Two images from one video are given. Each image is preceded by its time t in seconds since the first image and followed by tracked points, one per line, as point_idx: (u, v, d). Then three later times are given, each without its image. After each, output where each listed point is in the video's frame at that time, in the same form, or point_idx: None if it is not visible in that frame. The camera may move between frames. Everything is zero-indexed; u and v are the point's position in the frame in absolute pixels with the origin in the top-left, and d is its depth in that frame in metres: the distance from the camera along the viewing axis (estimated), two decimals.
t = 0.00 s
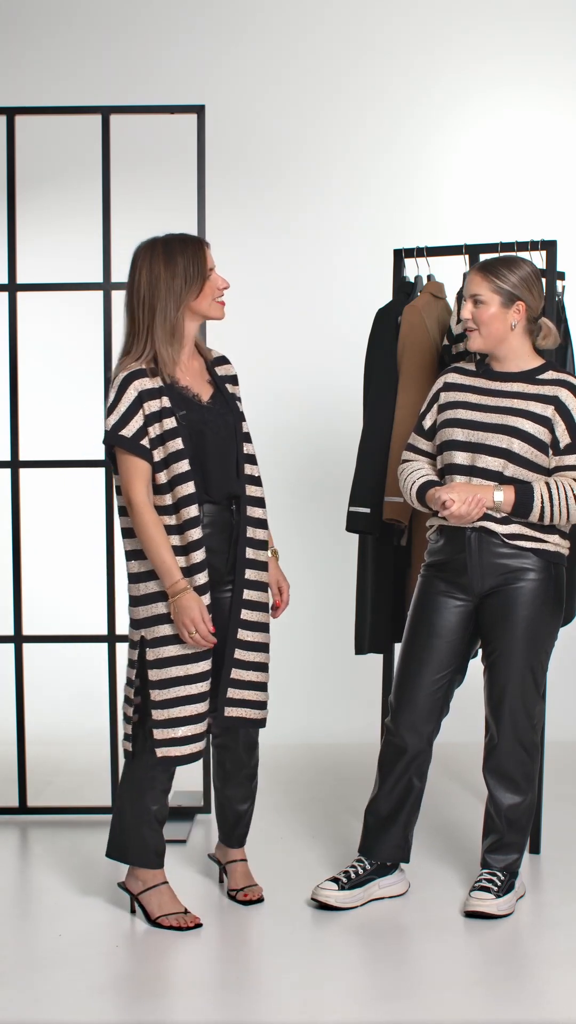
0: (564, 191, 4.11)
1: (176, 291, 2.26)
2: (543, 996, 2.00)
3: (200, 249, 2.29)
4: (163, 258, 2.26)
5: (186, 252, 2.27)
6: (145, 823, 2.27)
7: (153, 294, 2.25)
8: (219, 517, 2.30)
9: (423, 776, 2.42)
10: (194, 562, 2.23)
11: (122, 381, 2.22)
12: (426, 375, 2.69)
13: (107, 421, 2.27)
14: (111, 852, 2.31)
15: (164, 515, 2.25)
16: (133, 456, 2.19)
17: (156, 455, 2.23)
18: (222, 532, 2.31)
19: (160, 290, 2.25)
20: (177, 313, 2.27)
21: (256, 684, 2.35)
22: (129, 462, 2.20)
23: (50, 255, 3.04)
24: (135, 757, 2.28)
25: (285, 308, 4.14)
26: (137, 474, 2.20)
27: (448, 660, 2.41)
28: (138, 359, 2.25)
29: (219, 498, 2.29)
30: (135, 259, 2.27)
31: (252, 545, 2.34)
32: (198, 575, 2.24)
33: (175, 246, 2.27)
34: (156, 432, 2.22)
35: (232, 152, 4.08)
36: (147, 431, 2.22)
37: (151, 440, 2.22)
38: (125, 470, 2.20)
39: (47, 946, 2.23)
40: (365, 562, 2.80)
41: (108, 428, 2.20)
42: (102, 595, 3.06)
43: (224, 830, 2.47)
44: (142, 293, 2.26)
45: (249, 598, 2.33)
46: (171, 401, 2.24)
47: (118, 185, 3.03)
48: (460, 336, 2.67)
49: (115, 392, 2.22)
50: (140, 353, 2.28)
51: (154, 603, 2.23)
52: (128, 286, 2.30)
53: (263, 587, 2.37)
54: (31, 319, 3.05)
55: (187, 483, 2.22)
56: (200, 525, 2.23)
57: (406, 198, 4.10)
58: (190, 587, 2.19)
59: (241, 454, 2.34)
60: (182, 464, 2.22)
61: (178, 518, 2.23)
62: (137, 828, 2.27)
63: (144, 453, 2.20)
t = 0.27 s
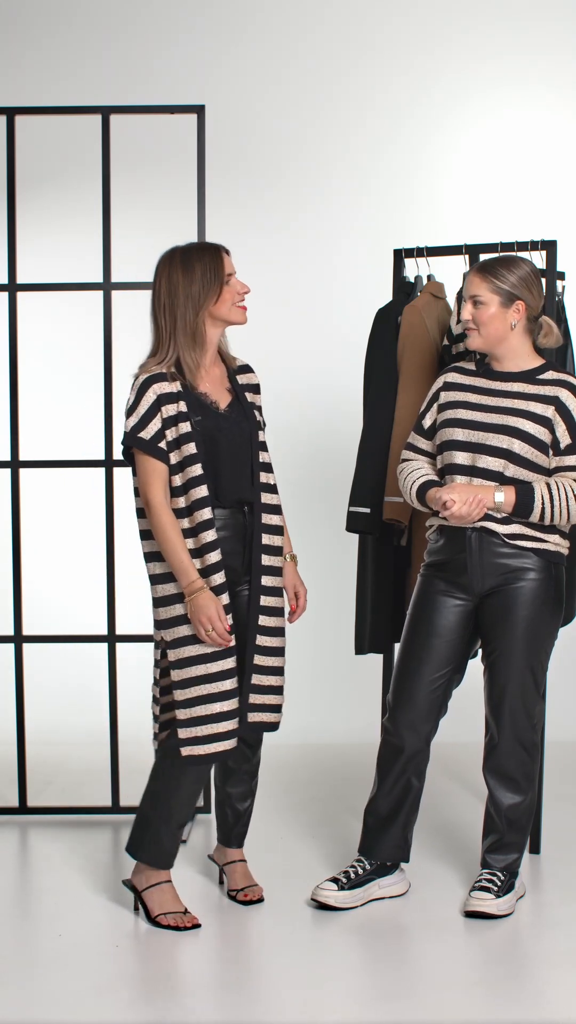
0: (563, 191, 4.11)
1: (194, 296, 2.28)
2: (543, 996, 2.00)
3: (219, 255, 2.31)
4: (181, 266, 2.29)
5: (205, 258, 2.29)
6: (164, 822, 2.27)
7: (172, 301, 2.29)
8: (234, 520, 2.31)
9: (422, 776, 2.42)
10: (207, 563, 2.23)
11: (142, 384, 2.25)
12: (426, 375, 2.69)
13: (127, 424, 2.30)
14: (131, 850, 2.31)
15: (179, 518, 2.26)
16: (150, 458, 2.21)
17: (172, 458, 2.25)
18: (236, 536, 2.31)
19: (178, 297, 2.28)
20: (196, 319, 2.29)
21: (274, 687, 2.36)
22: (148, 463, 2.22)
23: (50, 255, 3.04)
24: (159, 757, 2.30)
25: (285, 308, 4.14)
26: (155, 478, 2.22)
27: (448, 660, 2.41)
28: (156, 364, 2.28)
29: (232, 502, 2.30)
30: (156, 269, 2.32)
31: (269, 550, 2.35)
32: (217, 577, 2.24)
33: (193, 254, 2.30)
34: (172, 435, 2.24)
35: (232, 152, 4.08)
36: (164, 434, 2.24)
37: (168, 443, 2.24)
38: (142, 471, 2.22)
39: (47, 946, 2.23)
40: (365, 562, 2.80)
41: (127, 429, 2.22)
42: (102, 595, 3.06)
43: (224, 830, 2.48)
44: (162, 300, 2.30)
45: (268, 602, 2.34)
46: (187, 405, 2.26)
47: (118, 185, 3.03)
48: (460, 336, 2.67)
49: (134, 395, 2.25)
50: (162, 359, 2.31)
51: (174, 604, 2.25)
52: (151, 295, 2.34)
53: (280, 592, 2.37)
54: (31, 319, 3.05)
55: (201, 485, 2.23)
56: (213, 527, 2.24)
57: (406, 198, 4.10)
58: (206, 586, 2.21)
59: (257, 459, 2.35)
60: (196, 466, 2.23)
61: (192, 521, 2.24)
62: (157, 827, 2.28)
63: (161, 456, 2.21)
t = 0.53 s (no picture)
0: (563, 191, 4.11)
1: (205, 296, 2.31)
2: (544, 996, 2.00)
3: (233, 258, 2.33)
4: (196, 268, 2.33)
5: (218, 261, 2.32)
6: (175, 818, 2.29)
7: (185, 302, 2.33)
8: (236, 520, 2.32)
9: (418, 775, 2.42)
10: (203, 558, 2.24)
11: (151, 379, 2.28)
12: (427, 376, 2.69)
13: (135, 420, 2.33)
14: (146, 850, 2.33)
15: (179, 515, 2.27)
16: (155, 453, 2.24)
17: (176, 454, 2.28)
18: (239, 536, 2.32)
19: (191, 298, 2.32)
20: (206, 320, 2.32)
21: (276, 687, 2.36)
22: (150, 461, 2.25)
23: (50, 255, 3.04)
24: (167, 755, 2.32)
25: (285, 307, 4.14)
26: (157, 475, 2.24)
27: (449, 660, 2.41)
28: (166, 364, 2.31)
29: (234, 501, 2.31)
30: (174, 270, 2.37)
31: (278, 552, 2.35)
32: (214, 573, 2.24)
33: (208, 256, 2.34)
34: (177, 432, 2.27)
35: (231, 152, 4.08)
36: (169, 430, 2.26)
37: (172, 440, 2.26)
38: (145, 470, 2.25)
39: (48, 946, 2.23)
40: (365, 562, 2.80)
41: (133, 425, 2.26)
42: (103, 595, 3.06)
43: (225, 830, 2.48)
44: (177, 301, 2.34)
45: (277, 603, 2.36)
46: (194, 403, 2.28)
47: (118, 185, 3.03)
48: (461, 336, 2.67)
49: (143, 391, 2.28)
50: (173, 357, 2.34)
51: (176, 601, 2.27)
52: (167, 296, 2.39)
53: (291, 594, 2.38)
54: (31, 319, 3.05)
55: (202, 484, 2.24)
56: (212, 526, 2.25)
57: (406, 198, 4.10)
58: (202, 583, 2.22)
59: (264, 460, 2.35)
60: (197, 464, 2.24)
61: (192, 517, 2.25)
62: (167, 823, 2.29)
63: (164, 451, 2.24)
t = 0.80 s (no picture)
0: (563, 191, 4.11)
1: (207, 295, 2.35)
2: (544, 997, 2.00)
3: (237, 259, 2.35)
4: (201, 267, 2.37)
5: (221, 261, 2.35)
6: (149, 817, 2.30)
7: (189, 300, 2.37)
8: (236, 521, 2.33)
9: (426, 777, 2.42)
10: (192, 555, 2.28)
11: (154, 378, 2.34)
12: (427, 375, 2.69)
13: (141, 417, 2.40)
14: (128, 851, 2.33)
15: (175, 512, 2.33)
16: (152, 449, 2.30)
17: (173, 453, 2.33)
18: (237, 536, 2.33)
19: (194, 296, 2.36)
20: (208, 320, 2.36)
21: (265, 686, 2.36)
22: (149, 458, 2.32)
23: (50, 256, 3.04)
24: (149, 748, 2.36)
25: (285, 307, 4.14)
26: (155, 472, 2.32)
27: (451, 660, 2.41)
28: (168, 360, 2.36)
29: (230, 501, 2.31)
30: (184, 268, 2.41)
31: (276, 552, 2.35)
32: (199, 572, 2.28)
33: (214, 255, 2.37)
34: (174, 431, 2.31)
35: (231, 152, 4.08)
36: (167, 428, 2.31)
37: (170, 438, 2.31)
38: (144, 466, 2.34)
39: (47, 946, 2.23)
40: (365, 562, 2.80)
41: (134, 420, 2.32)
42: (103, 594, 3.06)
43: (225, 830, 2.48)
44: (183, 299, 2.39)
45: (272, 604, 2.36)
46: (193, 401, 2.31)
47: (118, 186, 3.03)
48: (460, 336, 2.69)
49: (146, 388, 2.34)
50: (176, 354, 2.38)
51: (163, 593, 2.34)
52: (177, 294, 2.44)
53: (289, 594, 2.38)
54: (31, 319, 3.05)
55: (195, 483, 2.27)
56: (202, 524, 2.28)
57: (406, 198, 4.10)
58: (185, 578, 2.28)
59: (266, 460, 2.34)
60: (191, 462, 2.28)
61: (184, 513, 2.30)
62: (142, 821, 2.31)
63: (161, 449, 2.30)
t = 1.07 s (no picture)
0: (563, 191, 4.11)
1: (206, 295, 2.36)
2: (544, 997, 1.99)
3: (233, 259, 2.35)
4: (202, 267, 2.39)
5: (218, 261, 2.36)
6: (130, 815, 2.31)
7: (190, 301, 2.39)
8: (234, 522, 2.33)
9: (418, 775, 2.40)
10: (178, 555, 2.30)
11: (155, 377, 2.35)
12: (427, 376, 2.69)
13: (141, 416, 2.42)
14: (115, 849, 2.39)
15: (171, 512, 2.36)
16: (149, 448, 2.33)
17: (170, 453, 2.34)
18: (234, 538, 2.33)
19: (194, 297, 2.38)
20: (206, 320, 2.37)
21: (255, 686, 2.36)
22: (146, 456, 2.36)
23: (50, 256, 3.04)
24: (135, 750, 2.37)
25: (285, 307, 4.14)
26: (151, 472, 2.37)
27: (450, 659, 2.41)
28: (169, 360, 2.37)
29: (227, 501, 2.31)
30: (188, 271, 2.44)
31: (271, 553, 2.35)
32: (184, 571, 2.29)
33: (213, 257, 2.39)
34: (172, 431, 2.33)
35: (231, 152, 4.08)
36: (165, 428, 2.33)
37: (167, 438, 2.33)
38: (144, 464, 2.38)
39: (47, 946, 2.23)
40: (365, 562, 2.80)
41: (133, 419, 2.35)
42: (103, 594, 3.06)
43: (225, 829, 2.48)
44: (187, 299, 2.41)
45: (265, 605, 2.35)
46: (191, 402, 2.32)
47: (118, 186, 3.03)
48: (461, 336, 2.72)
49: (146, 388, 2.36)
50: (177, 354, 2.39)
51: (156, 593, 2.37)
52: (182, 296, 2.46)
53: (286, 595, 2.38)
54: (31, 319, 3.05)
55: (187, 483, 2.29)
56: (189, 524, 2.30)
57: (406, 198, 4.10)
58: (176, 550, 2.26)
59: (265, 461, 2.35)
60: (186, 463, 2.30)
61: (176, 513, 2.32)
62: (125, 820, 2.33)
63: (158, 449, 2.32)
